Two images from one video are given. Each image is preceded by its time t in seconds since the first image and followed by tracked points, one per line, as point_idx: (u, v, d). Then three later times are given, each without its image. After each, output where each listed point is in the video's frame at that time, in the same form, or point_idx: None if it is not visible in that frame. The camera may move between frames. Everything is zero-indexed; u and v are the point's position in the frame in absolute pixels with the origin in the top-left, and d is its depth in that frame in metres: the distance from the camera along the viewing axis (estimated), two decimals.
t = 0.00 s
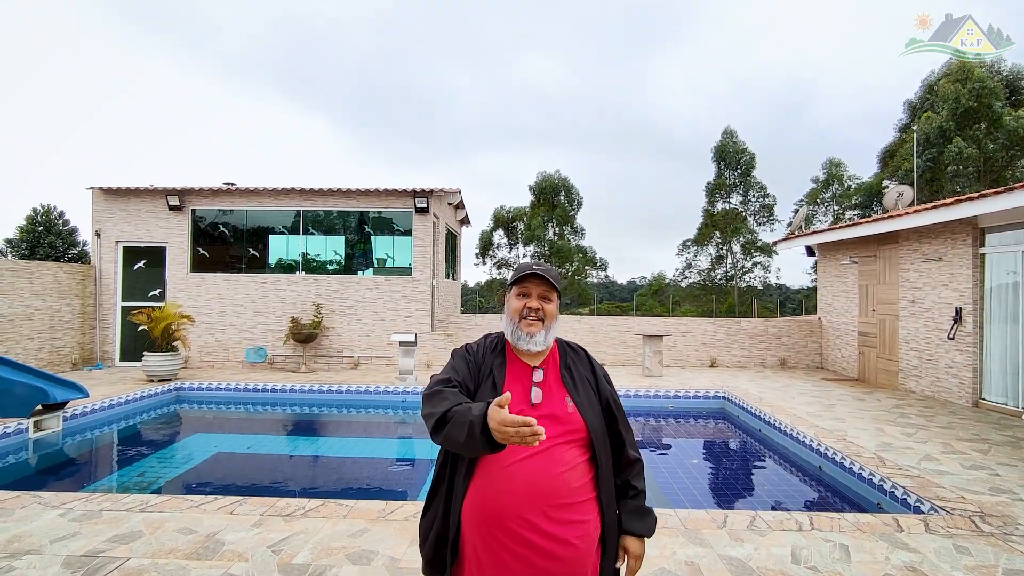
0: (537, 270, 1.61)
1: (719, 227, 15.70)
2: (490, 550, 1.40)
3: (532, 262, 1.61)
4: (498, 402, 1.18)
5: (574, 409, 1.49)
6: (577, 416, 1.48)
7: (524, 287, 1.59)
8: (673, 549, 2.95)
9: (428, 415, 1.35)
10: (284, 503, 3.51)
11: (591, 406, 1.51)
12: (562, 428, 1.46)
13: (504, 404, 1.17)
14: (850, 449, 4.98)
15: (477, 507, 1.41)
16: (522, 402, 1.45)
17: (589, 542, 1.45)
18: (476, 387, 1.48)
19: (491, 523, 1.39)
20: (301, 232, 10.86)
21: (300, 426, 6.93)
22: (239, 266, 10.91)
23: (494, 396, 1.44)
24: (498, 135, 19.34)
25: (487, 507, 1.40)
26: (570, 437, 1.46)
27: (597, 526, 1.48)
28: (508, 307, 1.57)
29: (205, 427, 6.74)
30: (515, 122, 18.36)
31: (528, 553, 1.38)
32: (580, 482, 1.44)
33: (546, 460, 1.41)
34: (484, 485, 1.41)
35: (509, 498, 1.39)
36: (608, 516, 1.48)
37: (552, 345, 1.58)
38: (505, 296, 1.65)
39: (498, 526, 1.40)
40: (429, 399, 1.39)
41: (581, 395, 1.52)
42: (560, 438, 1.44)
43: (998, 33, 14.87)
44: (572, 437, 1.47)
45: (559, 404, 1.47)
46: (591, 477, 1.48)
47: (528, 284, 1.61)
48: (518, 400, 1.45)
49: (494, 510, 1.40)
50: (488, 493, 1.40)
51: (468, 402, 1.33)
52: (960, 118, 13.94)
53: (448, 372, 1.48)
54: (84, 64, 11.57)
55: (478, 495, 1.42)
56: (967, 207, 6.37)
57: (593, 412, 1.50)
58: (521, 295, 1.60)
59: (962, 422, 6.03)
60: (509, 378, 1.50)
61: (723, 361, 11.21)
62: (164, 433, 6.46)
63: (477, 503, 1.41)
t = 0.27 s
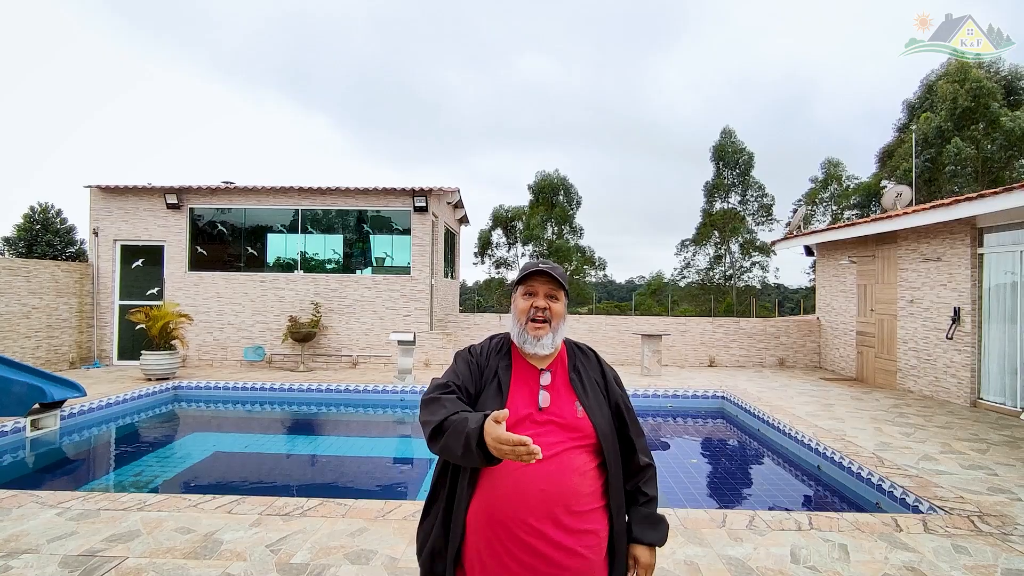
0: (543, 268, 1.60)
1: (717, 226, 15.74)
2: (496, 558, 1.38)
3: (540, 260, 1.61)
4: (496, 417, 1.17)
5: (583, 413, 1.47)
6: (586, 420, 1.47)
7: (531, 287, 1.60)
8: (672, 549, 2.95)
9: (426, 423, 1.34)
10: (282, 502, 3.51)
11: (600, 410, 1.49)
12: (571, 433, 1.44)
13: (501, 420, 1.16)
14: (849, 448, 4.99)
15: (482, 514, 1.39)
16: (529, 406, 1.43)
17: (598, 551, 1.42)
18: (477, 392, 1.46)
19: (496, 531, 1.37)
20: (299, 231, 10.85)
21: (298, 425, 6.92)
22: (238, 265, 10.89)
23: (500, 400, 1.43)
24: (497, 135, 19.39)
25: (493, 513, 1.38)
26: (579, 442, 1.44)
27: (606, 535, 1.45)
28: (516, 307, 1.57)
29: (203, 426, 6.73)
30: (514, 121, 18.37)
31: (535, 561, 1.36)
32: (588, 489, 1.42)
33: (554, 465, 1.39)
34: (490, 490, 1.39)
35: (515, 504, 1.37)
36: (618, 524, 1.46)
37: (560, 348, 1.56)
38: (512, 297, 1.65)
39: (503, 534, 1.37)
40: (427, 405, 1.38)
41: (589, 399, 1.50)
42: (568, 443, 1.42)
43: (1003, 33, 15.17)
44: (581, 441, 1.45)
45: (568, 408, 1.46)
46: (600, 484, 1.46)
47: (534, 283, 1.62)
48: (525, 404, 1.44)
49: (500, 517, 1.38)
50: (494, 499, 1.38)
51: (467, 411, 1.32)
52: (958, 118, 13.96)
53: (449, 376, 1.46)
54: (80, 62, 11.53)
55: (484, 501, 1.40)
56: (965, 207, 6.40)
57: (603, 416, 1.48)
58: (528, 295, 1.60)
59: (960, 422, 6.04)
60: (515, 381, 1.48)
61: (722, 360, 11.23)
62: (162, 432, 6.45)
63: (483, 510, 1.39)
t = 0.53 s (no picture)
0: (537, 270, 1.56)
1: (712, 226, 15.80)
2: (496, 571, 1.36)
3: (533, 259, 1.57)
4: (493, 432, 1.15)
5: (580, 421, 1.46)
6: (583, 428, 1.46)
7: (525, 289, 1.57)
8: (670, 549, 2.95)
9: (417, 437, 1.29)
10: (278, 503, 3.49)
11: (597, 417, 1.49)
12: (569, 441, 1.43)
13: (499, 435, 1.14)
14: (845, 448, 5.01)
15: (480, 529, 1.37)
16: (525, 415, 1.41)
17: (597, 559, 1.43)
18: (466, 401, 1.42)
19: (495, 545, 1.36)
20: (295, 230, 10.80)
21: (294, 425, 6.89)
22: (232, 264, 10.84)
23: (495, 410, 1.40)
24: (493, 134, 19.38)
25: (492, 528, 1.36)
26: (577, 451, 1.43)
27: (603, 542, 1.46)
28: (509, 309, 1.54)
29: (197, 426, 6.69)
30: (511, 120, 18.36)
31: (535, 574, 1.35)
32: (587, 497, 1.42)
33: (553, 476, 1.38)
34: (488, 504, 1.37)
35: (515, 517, 1.36)
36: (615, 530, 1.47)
37: (554, 351, 1.55)
38: (505, 298, 1.62)
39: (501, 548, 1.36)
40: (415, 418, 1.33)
41: (587, 407, 1.50)
42: (566, 451, 1.41)
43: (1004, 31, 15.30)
44: (578, 448, 1.45)
45: (565, 416, 1.45)
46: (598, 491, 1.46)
47: (528, 286, 1.58)
48: (521, 413, 1.41)
49: (498, 531, 1.36)
50: (493, 514, 1.37)
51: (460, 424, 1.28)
52: (952, 119, 14.08)
53: (437, 386, 1.41)
54: (75, 61, 11.47)
55: (481, 516, 1.38)
56: (960, 208, 6.44)
57: (600, 423, 1.48)
58: (522, 298, 1.57)
59: (955, 422, 6.09)
60: (509, 388, 1.46)
61: (718, 360, 11.26)
62: (156, 432, 6.41)
63: (480, 525, 1.37)
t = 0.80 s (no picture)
0: (516, 268, 1.56)
1: (705, 227, 15.87)
2: None
3: (511, 258, 1.57)
4: (465, 443, 1.09)
5: (565, 424, 1.46)
6: (568, 430, 1.46)
7: (503, 289, 1.56)
8: (664, 549, 2.96)
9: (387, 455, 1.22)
10: (270, 505, 3.47)
11: (581, 419, 1.49)
12: (555, 446, 1.42)
13: (472, 445, 1.08)
14: (837, 447, 5.06)
15: (467, 543, 1.32)
16: (509, 421, 1.38)
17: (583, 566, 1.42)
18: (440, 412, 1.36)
19: (483, 560, 1.31)
20: (286, 230, 10.73)
21: (286, 426, 6.85)
22: (223, 264, 10.75)
23: (477, 417, 1.36)
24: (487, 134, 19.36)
25: (480, 543, 1.31)
26: (563, 455, 1.42)
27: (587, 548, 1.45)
28: (487, 310, 1.53)
29: (188, 427, 6.63)
30: (504, 120, 18.37)
31: None
32: (573, 501, 1.41)
33: (540, 482, 1.36)
34: (475, 518, 1.32)
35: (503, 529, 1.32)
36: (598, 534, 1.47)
37: (534, 352, 1.54)
38: (482, 299, 1.61)
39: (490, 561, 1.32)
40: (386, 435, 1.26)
41: (571, 409, 1.49)
42: (552, 456, 1.40)
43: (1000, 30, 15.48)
44: (563, 453, 1.44)
45: (549, 419, 1.44)
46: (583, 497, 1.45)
47: (506, 285, 1.58)
48: (505, 420, 1.38)
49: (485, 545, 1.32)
50: (481, 527, 1.32)
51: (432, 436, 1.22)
52: (940, 121, 14.24)
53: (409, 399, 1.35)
54: (59, 58, 11.23)
55: (467, 530, 1.32)
56: (950, 209, 6.52)
57: (584, 425, 1.49)
58: (500, 298, 1.56)
59: (944, 421, 6.16)
60: (490, 392, 1.43)
61: (710, 360, 11.33)
62: (145, 433, 6.34)
63: (467, 540, 1.31)
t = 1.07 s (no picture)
0: (501, 268, 1.53)
1: (693, 227, 15.98)
2: None
3: (496, 256, 1.55)
4: (431, 446, 1.06)
5: (552, 427, 1.46)
6: (555, 433, 1.45)
7: (487, 289, 1.54)
8: (657, 549, 2.97)
9: (357, 460, 1.17)
10: (260, 508, 3.42)
11: (567, 423, 1.50)
12: (543, 449, 1.42)
13: (439, 449, 1.05)
14: (826, 446, 5.11)
15: (452, 551, 1.28)
16: (496, 424, 1.36)
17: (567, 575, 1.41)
18: (415, 414, 1.32)
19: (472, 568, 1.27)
20: (275, 229, 10.63)
21: (275, 427, 6.78)
22: (211, 264, 10.61)
23: (462, 418, 1.33)
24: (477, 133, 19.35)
25: (468, 550, 1.27)
26: (550, 459, 1.42)
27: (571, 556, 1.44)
28: (470, 311, 1.51)
29: (175, 429, 6.53)
30: (495, 120, 18.36)
31: None
32: (559, 506, 1.41)
33: (528, 485, 1.35)
34: (462, 524, 1.28)
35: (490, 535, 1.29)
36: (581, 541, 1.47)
37: (518, 355, 1.54)
38: (466, 298, 1.59)
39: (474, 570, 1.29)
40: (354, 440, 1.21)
41: (558, 412, 1.50)
42: (539, 460, 1.39)
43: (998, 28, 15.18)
44: (550, 456, 1.43)
45: (536, 422, 1.43)
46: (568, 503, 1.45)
47: (490, 285, 1.55)
48: (492, 422, 1.37)
49: (472, 551, 1.28)
50: (468, 534, 1.28)
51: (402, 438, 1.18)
52: (924, 123, 14.49)
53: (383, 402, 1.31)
54: (18, 48, 10.46)
55: (454, 537, 1.28)
56: (935, 211, 6.62)
57: (571, 428, 1.49)
58: (483, 298, 1.54)
59: (930, 419, 6.26)
60: (477, 394, 1.41)
61: (700, 360, 11.41)
62: (131, 435, 6.24)
63: (453, 548, 1.28)
